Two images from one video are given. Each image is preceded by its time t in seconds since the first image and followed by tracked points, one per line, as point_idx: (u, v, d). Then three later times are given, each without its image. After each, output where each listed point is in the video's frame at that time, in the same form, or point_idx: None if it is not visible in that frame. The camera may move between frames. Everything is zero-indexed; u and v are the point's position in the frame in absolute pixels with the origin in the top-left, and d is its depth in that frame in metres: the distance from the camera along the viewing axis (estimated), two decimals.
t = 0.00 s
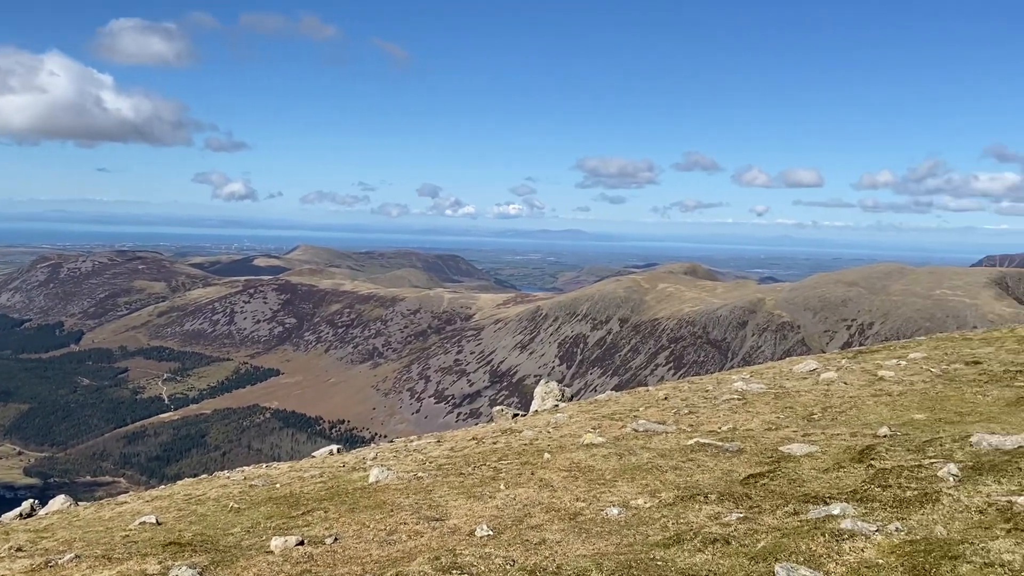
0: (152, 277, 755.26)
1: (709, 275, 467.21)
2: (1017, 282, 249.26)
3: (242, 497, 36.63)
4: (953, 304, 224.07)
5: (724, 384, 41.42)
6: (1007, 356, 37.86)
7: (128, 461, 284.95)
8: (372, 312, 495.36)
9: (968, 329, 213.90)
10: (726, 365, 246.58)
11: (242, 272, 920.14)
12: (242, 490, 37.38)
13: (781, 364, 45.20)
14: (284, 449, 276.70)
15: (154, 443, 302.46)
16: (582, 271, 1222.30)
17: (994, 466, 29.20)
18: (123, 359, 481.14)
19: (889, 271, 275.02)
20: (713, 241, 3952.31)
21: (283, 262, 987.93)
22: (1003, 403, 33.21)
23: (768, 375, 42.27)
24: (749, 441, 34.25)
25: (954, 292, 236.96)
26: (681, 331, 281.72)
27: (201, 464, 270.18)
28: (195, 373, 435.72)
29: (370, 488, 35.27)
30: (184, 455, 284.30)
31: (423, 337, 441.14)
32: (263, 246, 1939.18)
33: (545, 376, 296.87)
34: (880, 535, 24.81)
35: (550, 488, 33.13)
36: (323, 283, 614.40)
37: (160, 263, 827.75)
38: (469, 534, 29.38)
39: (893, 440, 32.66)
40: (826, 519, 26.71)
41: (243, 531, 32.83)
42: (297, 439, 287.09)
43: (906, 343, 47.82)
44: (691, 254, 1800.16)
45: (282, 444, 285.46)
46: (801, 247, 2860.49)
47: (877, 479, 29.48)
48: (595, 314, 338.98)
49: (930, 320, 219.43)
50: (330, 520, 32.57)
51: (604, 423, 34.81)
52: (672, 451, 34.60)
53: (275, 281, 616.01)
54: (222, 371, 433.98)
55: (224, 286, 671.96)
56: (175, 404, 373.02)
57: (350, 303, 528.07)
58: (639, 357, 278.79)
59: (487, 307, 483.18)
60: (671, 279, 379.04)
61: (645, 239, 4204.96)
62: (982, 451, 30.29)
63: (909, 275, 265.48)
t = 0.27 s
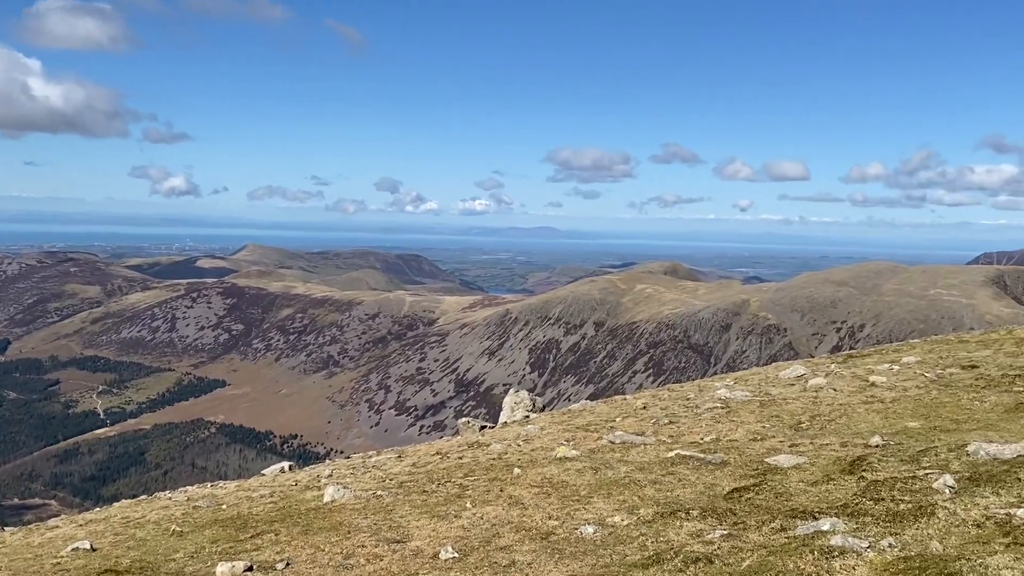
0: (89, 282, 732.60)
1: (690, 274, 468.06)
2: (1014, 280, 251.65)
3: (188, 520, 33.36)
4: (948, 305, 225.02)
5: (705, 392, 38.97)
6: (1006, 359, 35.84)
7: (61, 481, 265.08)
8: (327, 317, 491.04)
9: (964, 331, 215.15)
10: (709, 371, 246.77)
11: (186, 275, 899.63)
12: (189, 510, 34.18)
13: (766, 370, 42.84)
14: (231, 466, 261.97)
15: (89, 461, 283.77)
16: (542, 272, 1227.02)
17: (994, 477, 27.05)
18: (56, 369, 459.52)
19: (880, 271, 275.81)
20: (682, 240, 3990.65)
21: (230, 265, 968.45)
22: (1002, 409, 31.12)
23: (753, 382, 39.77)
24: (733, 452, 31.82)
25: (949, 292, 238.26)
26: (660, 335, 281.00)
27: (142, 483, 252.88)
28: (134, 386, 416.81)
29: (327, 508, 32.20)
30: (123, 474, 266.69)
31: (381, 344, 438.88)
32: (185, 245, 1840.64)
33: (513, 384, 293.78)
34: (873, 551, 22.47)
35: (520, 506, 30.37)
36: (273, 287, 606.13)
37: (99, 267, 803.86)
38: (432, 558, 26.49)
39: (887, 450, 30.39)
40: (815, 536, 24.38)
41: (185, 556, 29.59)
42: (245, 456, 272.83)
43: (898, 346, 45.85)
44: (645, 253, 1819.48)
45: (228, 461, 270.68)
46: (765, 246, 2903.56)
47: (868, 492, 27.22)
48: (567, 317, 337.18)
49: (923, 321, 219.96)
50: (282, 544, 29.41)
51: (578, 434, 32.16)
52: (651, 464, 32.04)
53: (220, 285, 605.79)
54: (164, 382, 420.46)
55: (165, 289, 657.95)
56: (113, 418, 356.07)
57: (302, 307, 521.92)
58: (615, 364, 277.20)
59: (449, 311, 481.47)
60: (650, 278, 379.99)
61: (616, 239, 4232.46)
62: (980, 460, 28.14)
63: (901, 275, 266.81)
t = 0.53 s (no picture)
0: (22, 289, 697.99)
1: (669, 274, 468.64)
2: (1009, 280, 252.66)
3: (132, 544, 30.30)
4: (939, 306, 224.56)
5: (686, 399, 36.91)
6: (1000, 363, 34.37)
7: None
8: (281, 324, 481.14)
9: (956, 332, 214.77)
10: (689, 377, 244.90)
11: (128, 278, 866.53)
12: (134, 531, 31.15)
13: (750, 376, 40.87)
14: (181, 484, 238.31)
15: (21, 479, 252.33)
16: (507, 273, 1220.25)
17: (990, 487, 25.43)
18: None
19: (869, 270, 275.59)
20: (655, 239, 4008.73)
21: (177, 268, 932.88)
22: (996, 414, 29.56)
23: (735, 389, 37.80)
24: (715, 464, 29.80)
25: (940, 291, 238.12)
26: (638, 339, 278.41)
27: (82, 504, 224.49)
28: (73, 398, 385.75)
29: (284, 528, 29.35)
30: (61, 494, 237.28)
31: (342, 352, 432.82)
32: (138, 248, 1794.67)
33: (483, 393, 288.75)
34: (864, 567, 20.63)
35: (490, 522, 27.98)
36: (223, 292, 586.42)
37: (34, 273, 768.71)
38: None
39: (875, 459, 28.62)
40: (801, 550, 22.56)
41: None
42: (196, 472, 249.98)
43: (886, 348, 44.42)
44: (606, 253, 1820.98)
45: (178, 478, 247.14)
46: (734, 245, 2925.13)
47: (857, 505, 25.41)
48: (539, 322, 333.37)
49: (914, 322, 219.41)
50: (232, 569, 26.48)
51: (552, 446, 30.16)
52: (628, 477, 29.89)
53: (166, 290, 584.76)
54: (107, 394, 388.87)
55: (106, 295, 630.89)
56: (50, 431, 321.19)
57: (255, 313, 511.33)
58: (592, 371, 274.16)
59: (414, 315, 476.86)
60: (630, 280, 380.24)
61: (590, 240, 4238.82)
62: (972, 470, 26.53)
63: (892, 274, 266.85)
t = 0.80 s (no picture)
0: None
1: (652, 276, 466.98)
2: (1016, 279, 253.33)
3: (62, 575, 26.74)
4: (940, 309, 223.55)
5: (671, 411, 34.11)
6: (1005, 370, 32.33)
7: None
8: (232, 331, 443.88)
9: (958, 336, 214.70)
10: (675, 387, 237.72)
11: (63, 281, 805.14)
12: (67, 562, 27.67)
13: (740, 387, 38.34)
14: (121, 509, 222.02)
15: None
16: (475, 274, 1197.19)
17: (998, 503, 23.31)
18: None
19: (866, 271, 271.19)
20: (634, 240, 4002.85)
21: (119, 269, 865.29)
22: (1004, 425, 27.44)
23: (723, 400, 35.19)
24: (703, 480, 27.13)
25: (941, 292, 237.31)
26: (619, 347, 268.64)
27: (11, 530, 205.10)
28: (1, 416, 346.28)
29: (232, 555, 25.95)
30: None
31: (295, 362, 402.46)
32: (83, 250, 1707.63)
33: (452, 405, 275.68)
34: None
35: (457, 547, 24.90)
36: (166, 296, 535.81)
37: None
38: None
39: (874, 474, 26.27)
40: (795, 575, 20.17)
41: None
42: (137, 496, 234.05)
43: (883, 355, 42.32)
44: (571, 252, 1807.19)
45: (118, 501, 230.73)
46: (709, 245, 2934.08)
47: (853, 524, 23.11)
48: (512, 329, 319.46)
49: (914, 324, 219.26)
50: None
51: (526, 463, 27.95)
52: (608, 496, 27.10)
53: (103, 294, 530.86)
54: (40, 409, 354.18)
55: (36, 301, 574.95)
56: None
57: (203, 320, 468.40)
58: (568, 381, 263.51)
59: (377, 322, 450.96)
60: (610, 284, 370.50)
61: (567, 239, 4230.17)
62: (980, 485, 24.38)
63: (891, 275, 263.97)
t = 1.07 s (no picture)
0: None
1: (630, 278, 463.05)
2: (1009, 281, 245.16)
3: None
4: (929, 312, 212.19)
5: (650, 420, 32.76)
6: (997, 375, 31.28)
7: None
8: (186, 339, 401.42)
9: (950, 340, 204.63)
10: (655, 396, 226.65)
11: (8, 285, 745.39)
12: None
13: (721, 396, 36.95)
14: (69, 526, 209.83)
15: None
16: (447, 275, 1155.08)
17: (987, 515, 22.18)
18: None
19: (853, 272, 257.41)
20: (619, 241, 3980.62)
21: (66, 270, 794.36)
22: (994, 432, 26.39)
23: (705, 409, 33.76)
24: (683, 493, 25.84)
25: (932, 294, 227.38)
26: (596, 353, 254.60)
27: None
28: None
29: None
30: None
31: (256, 371, 363.08)
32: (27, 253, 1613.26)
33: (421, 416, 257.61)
34: None
35: (426, 564, 23.02)
36: (119, 301, 489.65)
37: None
38: None
39: (862, 486, 25.13)
40: None
41: None
42: (88, 512, 221.42)
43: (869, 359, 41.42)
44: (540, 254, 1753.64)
45: (67, 518, 218.14)
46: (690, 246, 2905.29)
47: (839, 538, 21.90)
48: (483, 334, 300.53)
49: (902, 327, 208.69)
50: None
51: (498, 475, 26.82)
52: (585, 510, 25.59)
53: (51, 299, 482.97)
54: None
55: None
56: None
57: (157, 327, 425.40)
58: (544, 390, 247.86)
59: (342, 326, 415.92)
60: (587, 286, 352.18)
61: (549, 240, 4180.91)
62: (967, 495, 23.31)
63: (880, 276, 251.56)
